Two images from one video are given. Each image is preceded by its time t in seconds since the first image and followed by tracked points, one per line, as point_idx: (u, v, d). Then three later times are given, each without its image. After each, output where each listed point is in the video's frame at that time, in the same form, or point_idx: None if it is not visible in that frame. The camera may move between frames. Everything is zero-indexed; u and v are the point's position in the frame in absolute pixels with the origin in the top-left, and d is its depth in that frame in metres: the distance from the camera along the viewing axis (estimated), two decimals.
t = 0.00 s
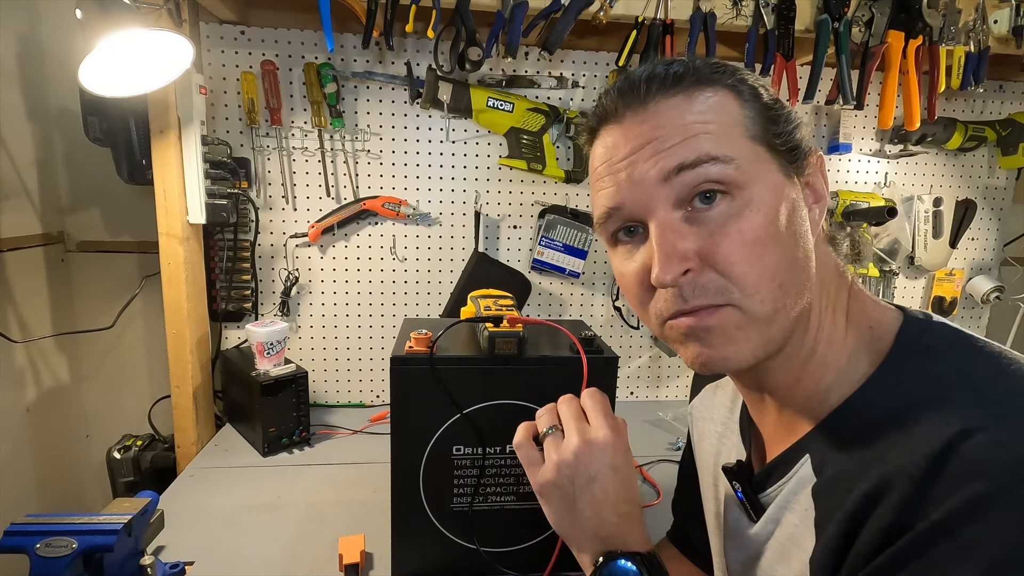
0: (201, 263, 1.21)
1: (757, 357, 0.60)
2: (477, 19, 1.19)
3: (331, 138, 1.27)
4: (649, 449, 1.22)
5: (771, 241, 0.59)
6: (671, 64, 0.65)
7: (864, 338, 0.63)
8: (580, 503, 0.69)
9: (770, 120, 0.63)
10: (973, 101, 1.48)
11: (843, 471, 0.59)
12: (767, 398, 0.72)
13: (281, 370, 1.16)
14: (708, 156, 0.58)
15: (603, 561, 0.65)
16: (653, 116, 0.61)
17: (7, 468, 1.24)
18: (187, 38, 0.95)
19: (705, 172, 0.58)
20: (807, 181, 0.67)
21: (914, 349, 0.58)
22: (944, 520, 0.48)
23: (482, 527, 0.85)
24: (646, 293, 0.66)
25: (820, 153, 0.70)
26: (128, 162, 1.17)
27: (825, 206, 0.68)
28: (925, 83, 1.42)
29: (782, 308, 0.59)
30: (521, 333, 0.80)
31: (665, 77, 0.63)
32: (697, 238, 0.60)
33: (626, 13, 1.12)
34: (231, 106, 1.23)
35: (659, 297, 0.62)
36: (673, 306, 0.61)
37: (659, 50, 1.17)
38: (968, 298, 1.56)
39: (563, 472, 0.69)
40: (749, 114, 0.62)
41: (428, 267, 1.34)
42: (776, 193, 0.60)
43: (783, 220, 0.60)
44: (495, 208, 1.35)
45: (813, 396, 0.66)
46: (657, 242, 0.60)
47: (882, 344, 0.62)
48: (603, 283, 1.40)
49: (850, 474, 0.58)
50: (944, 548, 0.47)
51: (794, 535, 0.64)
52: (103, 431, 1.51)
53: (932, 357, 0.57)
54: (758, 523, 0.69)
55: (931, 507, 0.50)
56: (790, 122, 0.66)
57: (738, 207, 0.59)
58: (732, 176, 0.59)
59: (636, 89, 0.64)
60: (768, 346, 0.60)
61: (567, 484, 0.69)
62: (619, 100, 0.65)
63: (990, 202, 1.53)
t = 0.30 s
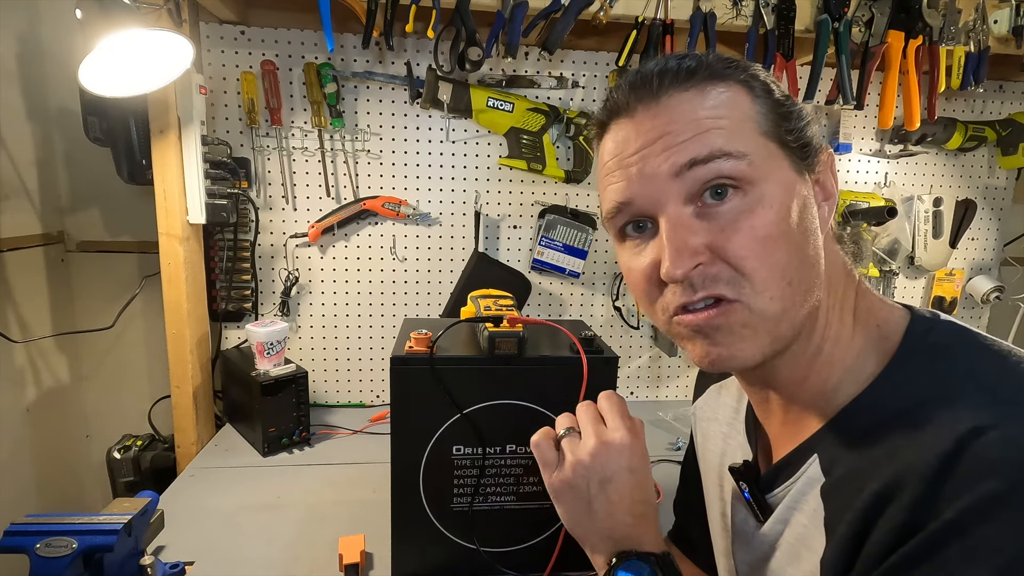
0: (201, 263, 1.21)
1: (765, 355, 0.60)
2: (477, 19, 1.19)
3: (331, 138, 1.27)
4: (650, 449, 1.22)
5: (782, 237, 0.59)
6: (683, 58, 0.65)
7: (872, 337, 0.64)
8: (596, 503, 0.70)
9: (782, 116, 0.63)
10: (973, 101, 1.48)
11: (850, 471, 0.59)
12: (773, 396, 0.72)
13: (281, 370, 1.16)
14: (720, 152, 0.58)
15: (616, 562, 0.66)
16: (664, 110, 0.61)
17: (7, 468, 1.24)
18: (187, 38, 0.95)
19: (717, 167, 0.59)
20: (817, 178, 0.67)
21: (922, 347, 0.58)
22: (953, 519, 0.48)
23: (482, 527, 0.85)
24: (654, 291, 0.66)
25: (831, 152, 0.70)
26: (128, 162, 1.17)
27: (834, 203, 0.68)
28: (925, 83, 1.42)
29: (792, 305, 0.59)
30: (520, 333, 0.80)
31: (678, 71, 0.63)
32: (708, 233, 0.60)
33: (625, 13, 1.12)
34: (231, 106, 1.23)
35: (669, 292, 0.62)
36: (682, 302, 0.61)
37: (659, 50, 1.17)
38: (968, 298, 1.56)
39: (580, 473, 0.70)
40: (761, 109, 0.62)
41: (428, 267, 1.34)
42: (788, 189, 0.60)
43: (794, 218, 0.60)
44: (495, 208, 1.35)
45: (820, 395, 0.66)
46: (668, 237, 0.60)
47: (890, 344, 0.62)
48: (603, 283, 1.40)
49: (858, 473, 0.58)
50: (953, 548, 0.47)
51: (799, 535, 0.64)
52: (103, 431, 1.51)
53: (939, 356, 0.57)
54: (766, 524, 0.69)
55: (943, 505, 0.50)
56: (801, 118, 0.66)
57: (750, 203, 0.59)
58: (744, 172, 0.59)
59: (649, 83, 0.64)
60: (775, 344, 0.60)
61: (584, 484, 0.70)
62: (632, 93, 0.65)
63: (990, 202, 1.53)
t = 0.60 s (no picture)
0: (201, 263, 1.21)
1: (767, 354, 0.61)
2: (477, 19, 1.19)
3: (331, 138, 1.27)
4: (650, 449, 1.22)
5: (778, 238, 0.59)
6: (674, 62, 0.65)
7: (868, 338, 0.63)
8: (580, 517, 0.70)
9: (774, 119, 0.63)
10: (973, 101, 1.48)
11: (849, 472, 0.59)
12: (772, 396, 0.72)
13: (281, 369, 1.16)
14: (714, 155, 0.58)
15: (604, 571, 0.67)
16: (658, 115, 0.61)
17: (7, 468, 1.24)
18: (187, 38, 0.95)
19: (712, 170, 0.59)
20: (810, 179, 0.67)
21: (918, 347, 0.58)
22: (950, 521, 0.48)
23: (482, 527, 0.85)
24: (652, 294, 0.66)
25: (823, 152, 0.70)
26: (128, 162, 1.16)
27: (828, 203, 0.68)
28: (925, 83, 1.42)
29: (792, 304, 0.59)
30: (521, 333, 0.80)
31: (669, 76, 0.63)
32: (705, 236, 0.60)
33: (626, 13, 1.12)
34: (231, 106, 1.23)
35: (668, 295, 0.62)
36: (681, 303, 0.61)
37: (659, 50, 1.17)
38: (968, 298, 1.56)
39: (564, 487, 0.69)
40: (753, 112, 0.62)
41: (428, 267, 1.34)
42: (783, 190, 0.60)
43: (790, 219, 0.60)
44: (495, 208, 1.35)
45: (817, 394, 0.65)
46: (665, 241, 0.60)
47: (886, 345, 0.62)
48: (603, 283, 1.40)
49: (856, 474, 0.58)
50: (953, 549, 0.47)
51: (799, 535, 0.64)
52: (102, 432, 1.51)
53: (936, 356, 0.57)
54: (764, 524, 0.69)
55: (939, 507, 0.50)
56: (793, 120, 0.66)
57: (745, 205, 0.59)
58: (738, 175, 0.59)
59: (641, 88, 0.64)
60: (776, 342, 0.60)
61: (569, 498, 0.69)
62: (624, 99, 0.65)
63: (990, 202, 1.53)
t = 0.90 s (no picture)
0: (201, 263, 1.21)
1: (761, 362, 0.61)
2: (477, 19, 1.19)
3: (331, 139, 1.27)
4: (650, 449, 1.22)
5: (771, 246, 0.59)
6: (666, 68, 0.65)
7: (867, 339, 0.63)
8: (610, 543, 0.74)
9: (768, 122, 0.63)
10: (973, 101, 1.48)
11: (852, 476, 0.58)
12: (772, 397, 0.72)
13: (281, 370, 1.16)
14: (706, 164, 0.58)
15: None
16: (648, 124, 0.61)
17: (7, 468, 1.24)
18: (187, 38, 0.95)
19: (703, 179, 0.58)
20: (805, 183, 0.67)
21: (916, 349, 0.58)
22: (956, 528, 0.47)
23: (481, 527, 0.85)
24: (648, 301, 0.66)
25: (819, 154, 0.70)
26: (128, 162, 1.16)
27: (824, 207, 0.68)
28: (925, 83, 1.42)
29: (784, 312, 0.59)
30: (521, 333, 0.80)
31: (661, 82, 0.63)
32: (698, 245, 0.60)
33: (626, 13, 1.12)
34: (231, 106, 1.23)
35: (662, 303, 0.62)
36: (675, 313, 0.61)
37: (659, 50, 1.17)
38: (968, 298, 1.56)
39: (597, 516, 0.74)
40: (746, 118, 0.62)
41: (428, 267, 1.34)
42: (776, 197, 0.60)
43: (782, 225, 0.60)
44: (495, 208, 1.35)
45: (818, 397, 0.66)
46: (658, 249, 0.60)
47: (885, 347, 0.61)
48: (603, 283, 1.40)
49: (860, 478, 0.58)
50: (957, 553, 0.47)
51: (800, 537, 0.64)
52: (103, 432, 1.51)
53: (935, 358, 0.57)
54: (766, 529, 0.69)
55: (946, 516, 0.50)
56: (787, 123, 0.66)
57: (738, 213, 0.59)
58: (731, 182, 0.59)
59: (633, 94, 0.64)
60: (769, 351, 0.60)
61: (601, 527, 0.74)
62: (616, 105, 0.65)
63: (990, 202, 1.53)
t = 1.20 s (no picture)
0: (201, 262, 1.21)
1: (765, 357, 0.60)
2: (477, 19, 1.19)
3: (332, 138, 1.27)
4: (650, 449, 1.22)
5: (780, 243, 0.59)
6: (677, 64, 0.65)
7: (873, 339, 0.64)
8: (614, 522, 0.75)
9: (777, 120, 0.63)
10: (973, 101, 1.48)
11: (858, 476, 0.58)
12: (775, 397, 0.72)
13: (281, 369, 1.16)
14: (715, 160, 0.58)
15: None
16: (658, 119, 0.61)
17: (6, 468, 1.24)
18: (187, 38, 0.95)
19: (712, 174, 0.59)
20: (814, 180, 0.67)
21: (925, 351, 0.59)
22: (963, 528, 0.47)
23: (481, 527, 0.85)
24: (654, 298, 0.66)
25: (828, 154, 0.70)
26: (128, 162, 1.16)
27: (832, 205, 0.68)
28: (925, 83, 1.42)
29: (793, 309, 0.59)
30: (521, 333, 0.81)
31: (671, 77, 0.63)
32: (705, 241, 0.60)
33: (625, 13, 1.12)
34: (231, 106, 1.23)
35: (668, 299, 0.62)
36: (682, 308, 0.61)
37: (659, 50, 1.17)
38: (968, 298, 1.56)
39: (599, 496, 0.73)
40: (756, 114, 0.62)
41: (428, 267, 1.34)
42: (785, 195, 0.60)
43: (791, 223, 0.60)
44: (495, 208, 1.35)
45: (823, 397, 0.66)
46: (666, 245, 0.60)
47: (891, 346, 0.62)
48: (604, 283, 1.40)
49: (866, 478, 0.57)
50: (966, 553, 0.47)
51: (805, 537, 0.64)
52: (103, 432, 1.51)
53: (943, 359, 0.57)
54: (770, 529, 0.69)
55: (953, 516, 0.49)
56: (797, 121, 0.66)
57: (747, 209, 0.59)
58: (740, 179, 0.59)
59: (642, 90, 0.64)
60: (777, 348, 0.60)
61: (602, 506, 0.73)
62: (625, 100, 0.65)
63: (990, 202, 1.53)
